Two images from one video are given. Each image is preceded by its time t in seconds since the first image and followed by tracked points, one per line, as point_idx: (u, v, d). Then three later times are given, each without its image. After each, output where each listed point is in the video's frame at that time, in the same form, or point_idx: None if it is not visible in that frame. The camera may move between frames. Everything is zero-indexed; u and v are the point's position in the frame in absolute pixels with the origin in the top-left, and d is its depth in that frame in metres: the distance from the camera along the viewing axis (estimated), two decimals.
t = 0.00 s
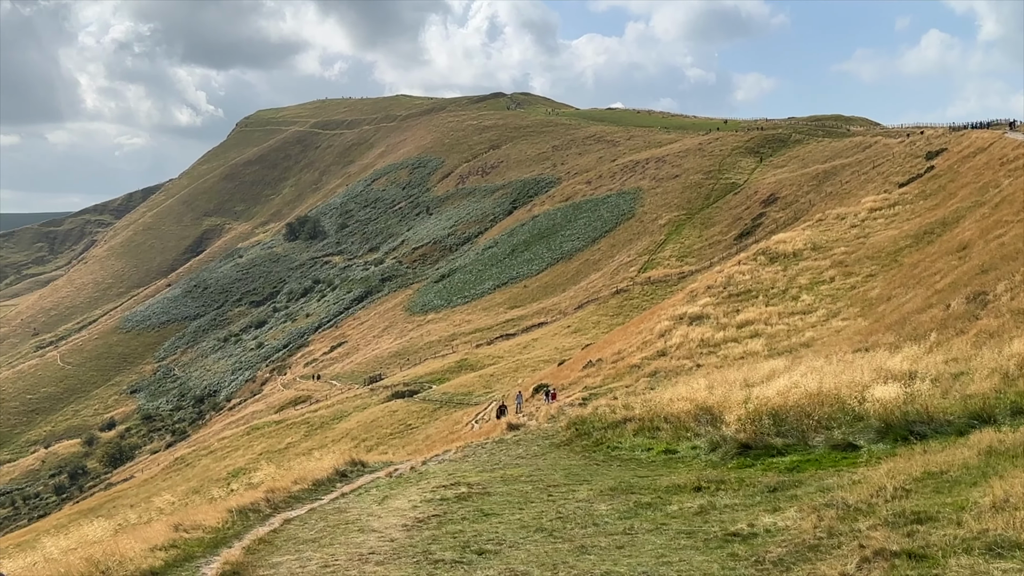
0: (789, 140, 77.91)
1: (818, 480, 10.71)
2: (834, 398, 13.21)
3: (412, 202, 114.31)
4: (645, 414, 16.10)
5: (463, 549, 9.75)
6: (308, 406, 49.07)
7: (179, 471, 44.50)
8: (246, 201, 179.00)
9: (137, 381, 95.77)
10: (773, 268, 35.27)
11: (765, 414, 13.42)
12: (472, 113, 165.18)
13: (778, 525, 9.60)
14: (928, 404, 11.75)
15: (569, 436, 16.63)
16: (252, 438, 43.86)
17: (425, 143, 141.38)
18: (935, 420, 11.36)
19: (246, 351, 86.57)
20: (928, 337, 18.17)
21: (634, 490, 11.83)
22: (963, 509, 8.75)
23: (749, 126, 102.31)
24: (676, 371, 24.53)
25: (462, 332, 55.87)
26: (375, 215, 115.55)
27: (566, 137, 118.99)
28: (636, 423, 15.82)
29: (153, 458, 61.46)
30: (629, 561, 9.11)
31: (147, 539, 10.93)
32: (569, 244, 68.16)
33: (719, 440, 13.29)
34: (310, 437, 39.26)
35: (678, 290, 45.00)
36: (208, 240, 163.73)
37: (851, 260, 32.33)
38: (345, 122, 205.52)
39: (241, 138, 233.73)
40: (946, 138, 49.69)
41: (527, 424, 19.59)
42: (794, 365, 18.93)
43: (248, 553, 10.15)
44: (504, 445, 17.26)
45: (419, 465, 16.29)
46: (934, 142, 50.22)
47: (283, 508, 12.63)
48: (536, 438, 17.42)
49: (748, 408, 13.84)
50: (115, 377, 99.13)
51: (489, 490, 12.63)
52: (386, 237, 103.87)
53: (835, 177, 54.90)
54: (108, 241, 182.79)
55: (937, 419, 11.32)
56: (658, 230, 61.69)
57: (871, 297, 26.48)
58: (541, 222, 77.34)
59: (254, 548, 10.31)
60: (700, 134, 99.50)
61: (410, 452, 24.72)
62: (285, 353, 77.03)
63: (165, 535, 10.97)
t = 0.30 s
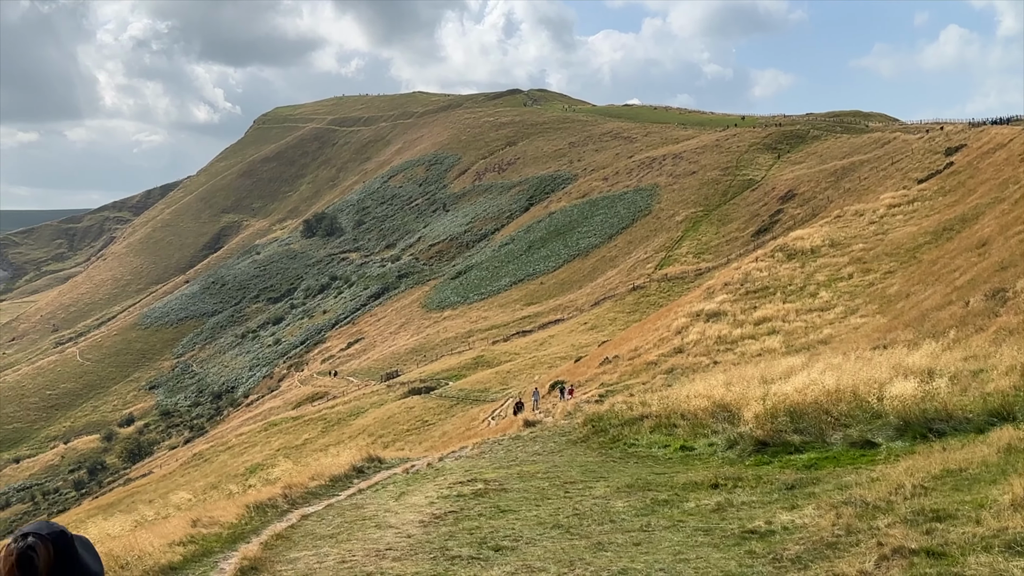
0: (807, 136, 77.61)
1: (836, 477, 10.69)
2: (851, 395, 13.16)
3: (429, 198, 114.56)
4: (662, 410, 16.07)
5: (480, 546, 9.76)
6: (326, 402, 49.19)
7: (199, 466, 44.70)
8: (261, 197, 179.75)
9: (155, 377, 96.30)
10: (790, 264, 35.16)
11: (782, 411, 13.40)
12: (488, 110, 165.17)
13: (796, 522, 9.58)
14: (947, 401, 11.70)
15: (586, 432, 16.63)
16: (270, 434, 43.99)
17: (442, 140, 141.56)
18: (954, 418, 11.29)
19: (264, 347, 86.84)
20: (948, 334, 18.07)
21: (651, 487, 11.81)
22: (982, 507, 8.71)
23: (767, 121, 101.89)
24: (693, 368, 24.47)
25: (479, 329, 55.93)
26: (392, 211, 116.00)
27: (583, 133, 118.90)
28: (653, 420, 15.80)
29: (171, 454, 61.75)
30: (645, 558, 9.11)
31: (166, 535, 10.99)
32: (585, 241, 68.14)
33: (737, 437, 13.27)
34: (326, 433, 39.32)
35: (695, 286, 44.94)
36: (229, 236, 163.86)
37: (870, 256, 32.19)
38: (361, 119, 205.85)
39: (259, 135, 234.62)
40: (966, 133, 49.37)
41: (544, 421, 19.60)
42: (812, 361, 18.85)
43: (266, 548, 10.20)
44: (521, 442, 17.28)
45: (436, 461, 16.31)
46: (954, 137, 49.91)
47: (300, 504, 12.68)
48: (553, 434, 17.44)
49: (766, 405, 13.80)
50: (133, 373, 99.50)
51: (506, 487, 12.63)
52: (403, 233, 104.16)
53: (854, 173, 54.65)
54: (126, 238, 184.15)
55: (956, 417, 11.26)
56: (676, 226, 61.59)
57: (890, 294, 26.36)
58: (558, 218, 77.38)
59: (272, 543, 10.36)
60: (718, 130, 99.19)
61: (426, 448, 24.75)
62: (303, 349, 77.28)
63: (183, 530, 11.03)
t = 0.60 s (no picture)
0: (826, 132, 77.25)
1: (855, 474, 10.65)
2: (870, 392, 13.12)
3: (446, 194, 114.73)
4: (679, 407, 16.04)
5: (497, 541, 9.80)
6: (344, 398, 49.36)
7: (217, 461, 44.88)
8: (278, 193, 180.47)
9: (174, 372, 97.20)
10: (809, 260, 35.04)
11: (801, 407, 13.38)
12: (506, 106, 164.87)
13: (814, 519, 9.56)
14: (967, 398, 11.65)
15: (603, 429, 16.63)
16: (287, 430, 44.14)
17: (459, 137, 141.57)
18: (974, 416, 11.25)
19: (284, 343, 87.14)
20: (968, 330, 17.99)
21: (668, 484, 11.80)
22: (1001, 504, 8.68)
23: (786, 117, 101.43)
24: (710, 365, 24.43)
25: (496, 325, 55.98)
26: (410, 207, 116.25)
27: (601, 129, 118.70)
28: (671, 417, 15.76)
29: (190, 449, 62.19)
30: (663, 554, 9.12)
31: (185, 529, 11.06)
32: (603, 238, 68.13)
33: (755, 434, 13.25)
34: (344, 429, 39.40)
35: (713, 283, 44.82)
36: (247, 232, 164.46)
37: (889, 253, 32.03)
38: (379, 115, 205.87)
39: (278, 132, 235.38)
40: (987, 129, 49.00)
41: (561, 417, 19.60)
42: (831, 358, 18.77)
43: (284, 543, 10.25)
44: (539, 438, 17.31)
45: (453, 457, 16.32)
46: (975, 133, 49.54)
47: (318, 499, 12.73)
48: (570, 430, 17.46)
49: (784, 402, 13.75)
50: (152, 368, 100.31)
51: (523, 483, 12.64)
52: (421, 230, 104.38)
53: (873, 169, 54.37)
54: (144, 234, 185.66)
55: (976, 414, 11.22)
56: (694, 222, 61.47)
57: (909, 290, 26.24)
58: (576, 215, 77.41)
59: (290, 538, 10.40)
60: (736, 126, 98.84)
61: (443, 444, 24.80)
62: (320, 345, 77.58)
63: (201, 525, 11.09)
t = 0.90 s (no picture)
0: (844, 127, 76.90)
1: (873, 470, 10.61)
2: (887, 387, 13.05)
3: (462, 189, 114.90)
4: (695, 402, 16.00)
5: (514, 536, 9.82)
6: (360, 393, 49.55)
7: (235, 455, 45.18)
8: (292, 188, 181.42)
9: (192, 367, 97.95)
10: (828, 256, 34.88)
11: (818, 403, 13.31)
12: (522, 102, 164.53)
13: (831, 515, 9.55)
14: (987, 395, 11.57)
15: (620, 424, 16.63)
16: (304, 424, 44.37)
17: (475, 132, 141.54)
18: (992, 412, 11.20)
19: (300, 338, 87.48)
20: (987, 326, 17.86)
21: (684, 479, 11.80)
22: (1021, 502, 8.63)
23: (804, 112, 101.06)
24: (727, 360, 24.39)
25: (513, 320, 56.06)
26: (426, 203, 116.42)
27: (617, 124, 118.53)
28: (687, 412, 15.73)
29: (208, 443, 62.67)
30: (679, 550, 9.12)
31: (204, 522, 11.15)
32: (619, 233, 68.14)
33: (772, 430, 13.23)
34: (361, 424, 39.56)
35: (731, 278, 44.75)
36: (264, 228, 165.19)
37: (908, 248, 31.87)
38: (395, 111, 205.91)
39: (295, 127, 235.99)
40: (1007, 124, 48.59)
41: (577, 412, 19.61)
42: (849, 353, 18.68)
43: (301, 536, 10.31)
44: (555, 434, 17.33)
45: (470, 452, 16.35)
46: (994, 128, 49.14)
47: (335, 493, 12.79)
48: (586, 426, 17.48)
49: (801, 397, 13.71)
50: (172, 363, 101.38)
51: (539, 478, 12.66)
52: (437, 225, 104.54)
53: (891, 164, 54.13)
54: (161, 230, 187.38)
55: (995, 411, 11.15)
56: (710, 218, 61.38)
57: (928, 286, 26.09)
58: (592, 210, 77.48)
59: (307, 532, 10.45)
60: (753, 121, 98.53)
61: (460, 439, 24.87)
62: (337, 340, 77.84)
63: (220, 518, 11.16)
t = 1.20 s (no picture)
0: (862, 119, 76.45)
1: (890, 464, 10.59)
2: (905, 381, 12.99)
3: (477, 182, 114.97)
4: (711, 395, 15.97)
5: (529, 528, 9.88)
6: (375, 385, 49.71)
7: (251, 447, 45.22)
8: (305, 180, 182.08)
9: (209, 359, 98.79)
10: (845, 249, 34.72)
11: (835, 396, 13.26)
12: (536, 94, 164.05)
13: (848, 508, 9.54)
14: (1004, 388, 11.52)
15: (635, 417, 16.62)
16: (319, 417, 44.46)
17: (490, 125, 141.30)
18: (1011, 406, 11.15)
19: (315, 331, 87.69)
20: (1005, 319, 17.78)
21: (700, 472, 11.80)
22: None
23: (822, 104, 100.52)
24: (743, 353, 24.33)
25: (528, 313, 56.09)
26: (441, 195, 116.45)
27: (634, 117, 118.21)
28: (703, 405, 15.71)
29: (224, 434, 63.07)
30: (695, 542, 9.15)
31: (221, 512, 11.19)
32: (635, 226, 67.98)
33: (788, 423, 13.21)
34: (377, 416, 39.68)
35: (747, 271, 44.63)
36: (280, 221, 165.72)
37: (925, 241, 31.68)
38: (410, 104, 205.90)
39: (309, 121, 236.26)
40: None
41: (593, 405, 19.60)
42: (866, 346, 18.63)
43: (318, 528, 10.37)
44: (570, 426, 17.32)
45: (485, 445, 16.37)
46: (1014, 120, 48.72)
47: (351, 485, 12.85)
48: (602, 418, 17.48)
49: (818, 391, 13.65)
50: (188, 355, 102.16)
51: (554, 471, 12.68)
52: (452, 218, 104.64)
53: (909, 156, 53.82)
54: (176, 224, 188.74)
55: (1013, 405, 11.11)
56: (726, 210, 61.21)
57: (946, 279, 25.97)
58: (608, 203, 77.40)
59: (323, 524, 10.52)
60: (771, 113, 98.09)
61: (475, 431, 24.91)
62: (354, 332, 77.95)
63: (236, 509, 11.23)
